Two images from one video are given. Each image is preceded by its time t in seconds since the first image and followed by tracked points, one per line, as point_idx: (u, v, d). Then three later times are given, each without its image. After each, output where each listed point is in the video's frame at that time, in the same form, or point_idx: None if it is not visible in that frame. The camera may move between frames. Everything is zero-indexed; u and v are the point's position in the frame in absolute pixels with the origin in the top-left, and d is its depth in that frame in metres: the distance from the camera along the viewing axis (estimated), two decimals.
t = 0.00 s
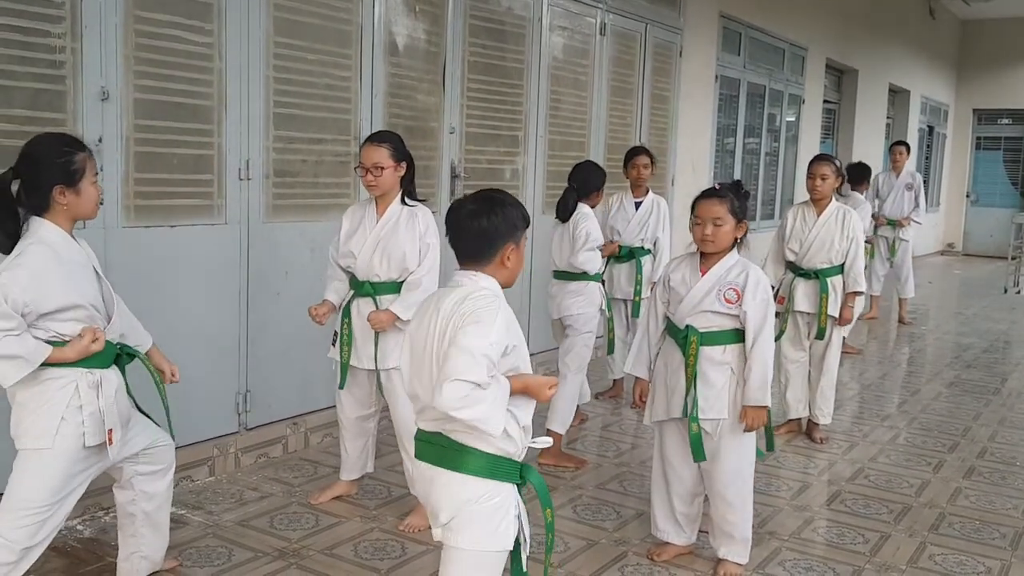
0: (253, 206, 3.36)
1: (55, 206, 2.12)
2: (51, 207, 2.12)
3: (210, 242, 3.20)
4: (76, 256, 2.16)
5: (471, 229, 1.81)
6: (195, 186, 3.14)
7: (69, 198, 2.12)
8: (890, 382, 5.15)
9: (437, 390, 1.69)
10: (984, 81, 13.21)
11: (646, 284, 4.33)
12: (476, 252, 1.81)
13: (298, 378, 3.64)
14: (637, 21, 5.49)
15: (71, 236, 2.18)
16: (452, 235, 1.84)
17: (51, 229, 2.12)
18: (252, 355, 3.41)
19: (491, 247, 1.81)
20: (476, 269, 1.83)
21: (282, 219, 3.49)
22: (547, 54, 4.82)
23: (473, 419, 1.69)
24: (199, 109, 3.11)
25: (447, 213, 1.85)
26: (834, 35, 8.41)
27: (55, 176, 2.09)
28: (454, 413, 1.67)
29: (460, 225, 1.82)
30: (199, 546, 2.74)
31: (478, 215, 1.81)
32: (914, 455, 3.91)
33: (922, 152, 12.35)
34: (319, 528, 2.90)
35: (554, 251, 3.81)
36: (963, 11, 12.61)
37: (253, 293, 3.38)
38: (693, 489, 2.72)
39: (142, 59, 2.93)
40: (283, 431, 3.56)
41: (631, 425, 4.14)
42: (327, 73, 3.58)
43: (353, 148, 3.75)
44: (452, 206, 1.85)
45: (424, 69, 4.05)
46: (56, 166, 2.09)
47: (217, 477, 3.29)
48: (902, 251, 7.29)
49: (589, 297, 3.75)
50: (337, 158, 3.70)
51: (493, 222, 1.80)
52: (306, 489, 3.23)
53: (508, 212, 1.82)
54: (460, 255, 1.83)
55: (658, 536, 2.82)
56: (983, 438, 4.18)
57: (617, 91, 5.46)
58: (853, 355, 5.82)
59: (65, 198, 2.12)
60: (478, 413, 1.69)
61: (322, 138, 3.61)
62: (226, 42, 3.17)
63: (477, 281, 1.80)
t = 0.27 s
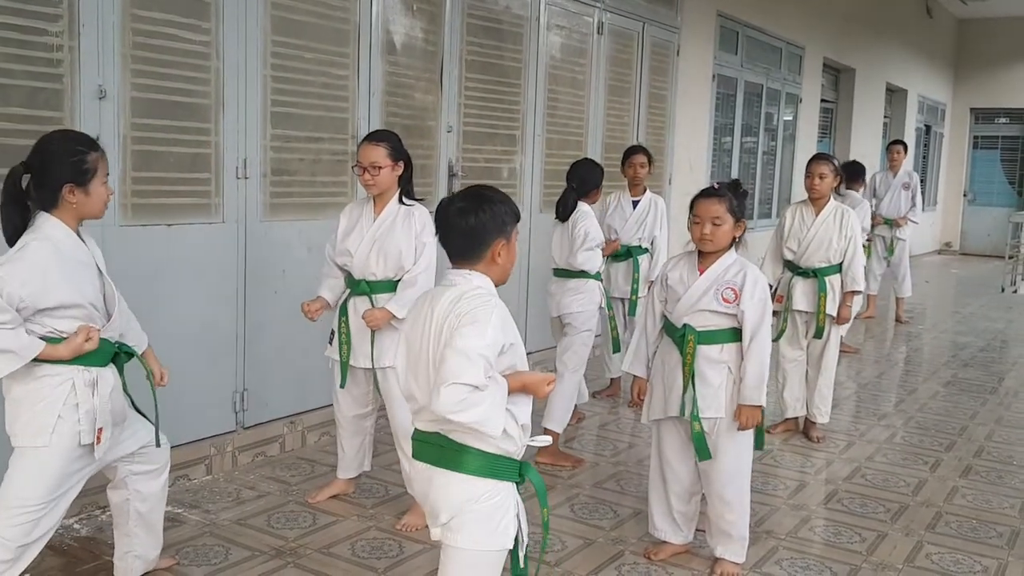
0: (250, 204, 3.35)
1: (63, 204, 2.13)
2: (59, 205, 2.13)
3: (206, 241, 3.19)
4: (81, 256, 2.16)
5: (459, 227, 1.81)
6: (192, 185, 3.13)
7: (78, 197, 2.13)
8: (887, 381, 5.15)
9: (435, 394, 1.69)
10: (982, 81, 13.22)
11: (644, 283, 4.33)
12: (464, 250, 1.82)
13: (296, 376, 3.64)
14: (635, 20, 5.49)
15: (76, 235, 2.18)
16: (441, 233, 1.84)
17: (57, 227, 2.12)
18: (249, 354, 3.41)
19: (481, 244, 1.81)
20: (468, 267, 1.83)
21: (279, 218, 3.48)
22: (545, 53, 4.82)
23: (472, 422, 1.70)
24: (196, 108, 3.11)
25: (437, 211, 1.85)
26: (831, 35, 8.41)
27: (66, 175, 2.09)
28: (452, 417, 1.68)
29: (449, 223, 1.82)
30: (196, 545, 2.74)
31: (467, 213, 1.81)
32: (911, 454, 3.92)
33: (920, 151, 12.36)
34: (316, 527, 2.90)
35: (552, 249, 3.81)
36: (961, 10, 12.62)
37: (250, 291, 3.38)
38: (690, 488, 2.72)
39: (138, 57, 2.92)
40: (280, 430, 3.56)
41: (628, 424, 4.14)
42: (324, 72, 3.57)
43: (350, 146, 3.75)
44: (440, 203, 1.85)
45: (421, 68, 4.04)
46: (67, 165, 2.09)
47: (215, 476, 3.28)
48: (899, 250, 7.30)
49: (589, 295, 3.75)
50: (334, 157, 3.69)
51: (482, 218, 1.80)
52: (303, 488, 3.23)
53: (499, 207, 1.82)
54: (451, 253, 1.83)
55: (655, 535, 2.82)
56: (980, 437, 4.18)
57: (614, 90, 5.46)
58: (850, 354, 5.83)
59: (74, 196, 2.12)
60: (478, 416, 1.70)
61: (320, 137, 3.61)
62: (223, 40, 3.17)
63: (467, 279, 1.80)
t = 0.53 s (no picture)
0: (249, 204, 3.35)
1: (60, 203, 2.13)
2: (57, 205, 2.13)
3: (205, 241, 3.19)
4: (79, 257, 2.16)
5: (477, 222, 1.79)
6: (191, 185, 3.13)
7: (76, 198, 2.12)
8: (886, 381, 5.16)
9: (441, 399, 1.69)
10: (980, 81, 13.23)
11: (643, 282, 4.33)
12: (478, 246, 1.81)
13: (294, 376, 3.64)
14: (634, 20, 5.49)
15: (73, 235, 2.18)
16: (455, 229, 1.83)
17: (55, 227, 2.12)
18: (247, 354, 3.41)
19: (496, 241, 1.81)
20: (476, 265, 1.82)
21: (278, 218, 3.48)
22: (544, 52, 4.82)
23: (479, 428, 1.70)
24: (194, 107, 3.11)
25: (451, 204, 1.83)
26: (830, 35, 8.42)
27: (66, 175, 2.09)
28: (459, 422, 1.68)
29: (464, 217, 1.80)
30: (194, 544, 2.74)
31: (484, 209, 1.79)
32: (909, 454, 3.92)
33: (918, 151, 12.37)
34: (315, 527, 2.90)
35: (552, 248, 3.81)
36: (960, 10, 12.62)
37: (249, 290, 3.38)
38: (688, 488, 2.72)
39: (137, 57, 2.92)
40: (279, 430, 3.56)
41: (627, 423, 4.14)
42: (323, 71, 3.57)
43: (349, 146, 3.75)
44: (458, 197, 1.83)
45: (420, 68, 4.04)
46: (69, 166, 2.09)
47: (213, 475, 3.28)
48: (898, 250, 7.31)
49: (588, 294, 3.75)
50: (333, 157, 3.69)
51: (499, 218, 1.79)
52: (302, 488, 3.23)
53: (513, 208, 1.82)
54: (462, 249, 1.82)
55: (654, 535, 2.82)
56: (978, 437, 4.19)
57: (613, 89, 5.46)
58: (849, 354, 5.83)
59: (72, 196, 2.12)
60: (485, 421, 1.70)
61: (318, 136, 3.61)
62: (222, 40, 3.17)
63: (474, 280, 1.80)
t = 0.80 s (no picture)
0: (248, 205, 3.36)
1: (78, 197, 2.14)
2: (72, 199, 2.14)
3: (204, 241, 3.19)
4: (89, 252, 2.16)
5: (483, 222, 1.79)
6: (189, 185, 3.13)
7: (93, 191, 2.14)
8: (884, 382, 5.16)
9: (450, 402, 1.69)
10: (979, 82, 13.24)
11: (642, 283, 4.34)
12: (484, 246, 1.80)
13: (294, 377, 3.64)
14: (633, 21, 5.50)
15: (88, 230, 2.19)
16: (459, 227, 1.82)
17: (72, 220, 2.13)
18: (246, 354, 3.41)
19: (502, 241, 1.81)
20: (479, 266, 1.83)
21: (277, 218, 3.48)
22: (543, 53, 4.82)
23: (488, 428, 1.70)
24: (193, 108, 3.11)
25: (457, 204, 1.83)
26: (828, 36, 8.42)
27: (81, 168, 2.11)
28: (468, 424, 1.68)
29: (469, 218, 1.80)
30: (193, 545, 2.74)
31: (491, 210, 1.79)
32: (908, 455, 3.92)
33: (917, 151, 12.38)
34: (314, 528, 2.90)
35: (551, 249, 3.81)
36: (958, 11, 12.63)
37: (248, 290, 3.38)
38: (686, 488, 2.73)
39: (135, 58, 2.92)
40: (278, 431, 3.56)
41: (626, 424, 4.15)
42: (322, 72, 3.57)
43: (347, 146, 3.75)
44: (467, 195, 1.83)
45: (419, 69, 4.04)
46: (84, 159, 2.11)
47: (212, 476, 3.28)
48: (896, 251, 7.31)
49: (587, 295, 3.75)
50: (332, 157, 3.70)
51: (506, 218, 1.79)
52: (300, 488, 3.23)
53: (518, 209, 1.82)
54: (466, 249, 1.82)
55: (652, 536, 2.83)
56: (977, 438, 4.19)
57: (612, 90, 5.47)
58: (847, 355, 5.83)
59: (89, 189, 2.14)
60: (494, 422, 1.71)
61: (317, 137, 3.61)
62: (221, 41, 3.17)
63: (478, 280, 1.80)
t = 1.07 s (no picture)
0: (249, 206, 3.36)
1: (73, 203, 2.13)
2: (70, 204, 2.13)
3: (204, 242, 3.19)
4: (90, 258, 2.16)
5: (478, 226, 1.79)
6: (189, 186, 3.13)
7: (89, 197, 2.13)
8: (885, 383, 5.15)
9: (451, 403, 1.69)
10: (980, 82, 13.23)
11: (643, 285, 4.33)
12: (481, 249, 1.80)
13: (294, 378, 3.64)
14: (633, 22, 5.50)
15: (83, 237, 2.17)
16: (457, 230, 1.82)
17: (67, 227, 2.12)
18: (246, 355, 3.41)
19: (498, 244, 1.81)
20: (478, 268, 1.83)
21: (278, 219, 3.49)
22: (543, 54, 4.82)
23: (490, 429, 1.70)
24: (193, 109, 3.11)
25: (455, 206, 1.83)
26: (829, 37, 8.42)
27: (81, 173, 2.10)
28: (470, 425, 1.68)
29: (467, 220, 1.81)
30: (194, 547, 2.74)
31: (487, 212, 1.79)
32: (909, 456, 3.92)
33: (917, 152, 12.37)
34: (314, 529, 2.90)
35: (552, 250, 3.81)
36: (958, 12, 12.62)
37: (249, 292, 3.38)
38: (686, 490, 2.73)
39: (136, 59, 2.92)
40: (278, 432, 3.56)
41: (626, 425, 4.14)
42: (322, 73, 3.57)
43: (348, 148, 3.75)
44: (461, 200, 1.83)
45: (419, 70, 4.05)
46: (85, 166, 2.10)
47: (213, 477, 3.28)
48: (897, 252, 7.31)
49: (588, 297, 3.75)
50: (332, 159, 3.70)
51: (502, 220, 1.79)
52: (301, 490, 3.23)
53: (516, 211, 1.82)
54: (465, 251, 1.82)
55: (652, 537, 2.82)
56: (978, 439, 4.18)
57: (612, 91, 5.47)
58: (848, 356, 5.83)
59: (86, 196, 2.13)
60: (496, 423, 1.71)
61: (318, 138, 3.61)
62: (222, 42, 3.17)
63: (478, 283, 1.80)
